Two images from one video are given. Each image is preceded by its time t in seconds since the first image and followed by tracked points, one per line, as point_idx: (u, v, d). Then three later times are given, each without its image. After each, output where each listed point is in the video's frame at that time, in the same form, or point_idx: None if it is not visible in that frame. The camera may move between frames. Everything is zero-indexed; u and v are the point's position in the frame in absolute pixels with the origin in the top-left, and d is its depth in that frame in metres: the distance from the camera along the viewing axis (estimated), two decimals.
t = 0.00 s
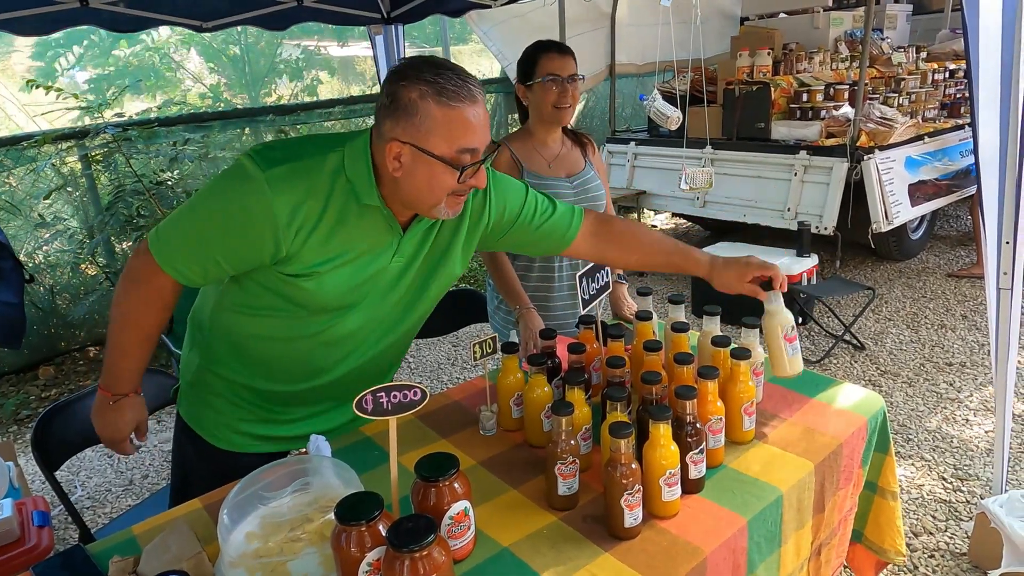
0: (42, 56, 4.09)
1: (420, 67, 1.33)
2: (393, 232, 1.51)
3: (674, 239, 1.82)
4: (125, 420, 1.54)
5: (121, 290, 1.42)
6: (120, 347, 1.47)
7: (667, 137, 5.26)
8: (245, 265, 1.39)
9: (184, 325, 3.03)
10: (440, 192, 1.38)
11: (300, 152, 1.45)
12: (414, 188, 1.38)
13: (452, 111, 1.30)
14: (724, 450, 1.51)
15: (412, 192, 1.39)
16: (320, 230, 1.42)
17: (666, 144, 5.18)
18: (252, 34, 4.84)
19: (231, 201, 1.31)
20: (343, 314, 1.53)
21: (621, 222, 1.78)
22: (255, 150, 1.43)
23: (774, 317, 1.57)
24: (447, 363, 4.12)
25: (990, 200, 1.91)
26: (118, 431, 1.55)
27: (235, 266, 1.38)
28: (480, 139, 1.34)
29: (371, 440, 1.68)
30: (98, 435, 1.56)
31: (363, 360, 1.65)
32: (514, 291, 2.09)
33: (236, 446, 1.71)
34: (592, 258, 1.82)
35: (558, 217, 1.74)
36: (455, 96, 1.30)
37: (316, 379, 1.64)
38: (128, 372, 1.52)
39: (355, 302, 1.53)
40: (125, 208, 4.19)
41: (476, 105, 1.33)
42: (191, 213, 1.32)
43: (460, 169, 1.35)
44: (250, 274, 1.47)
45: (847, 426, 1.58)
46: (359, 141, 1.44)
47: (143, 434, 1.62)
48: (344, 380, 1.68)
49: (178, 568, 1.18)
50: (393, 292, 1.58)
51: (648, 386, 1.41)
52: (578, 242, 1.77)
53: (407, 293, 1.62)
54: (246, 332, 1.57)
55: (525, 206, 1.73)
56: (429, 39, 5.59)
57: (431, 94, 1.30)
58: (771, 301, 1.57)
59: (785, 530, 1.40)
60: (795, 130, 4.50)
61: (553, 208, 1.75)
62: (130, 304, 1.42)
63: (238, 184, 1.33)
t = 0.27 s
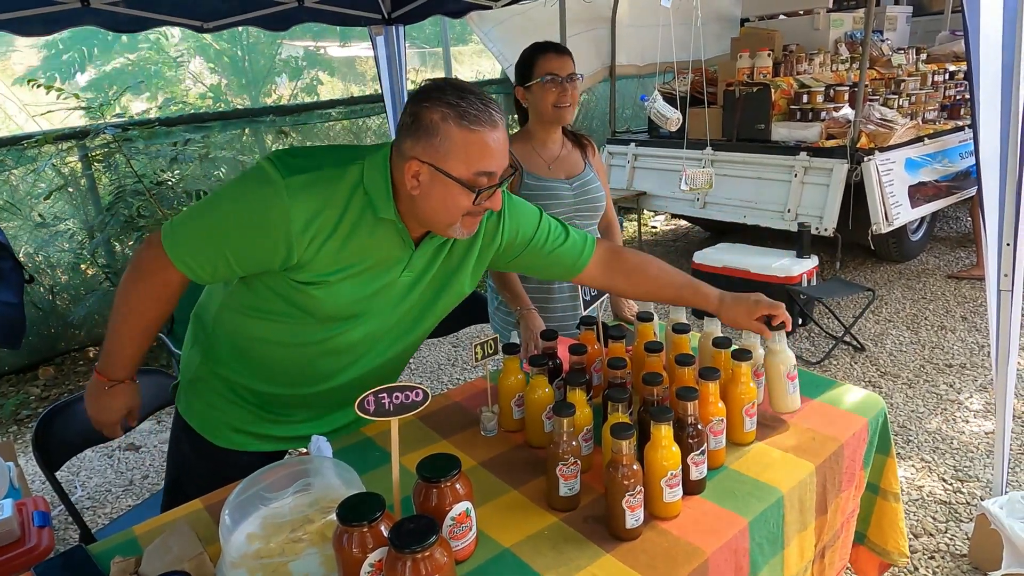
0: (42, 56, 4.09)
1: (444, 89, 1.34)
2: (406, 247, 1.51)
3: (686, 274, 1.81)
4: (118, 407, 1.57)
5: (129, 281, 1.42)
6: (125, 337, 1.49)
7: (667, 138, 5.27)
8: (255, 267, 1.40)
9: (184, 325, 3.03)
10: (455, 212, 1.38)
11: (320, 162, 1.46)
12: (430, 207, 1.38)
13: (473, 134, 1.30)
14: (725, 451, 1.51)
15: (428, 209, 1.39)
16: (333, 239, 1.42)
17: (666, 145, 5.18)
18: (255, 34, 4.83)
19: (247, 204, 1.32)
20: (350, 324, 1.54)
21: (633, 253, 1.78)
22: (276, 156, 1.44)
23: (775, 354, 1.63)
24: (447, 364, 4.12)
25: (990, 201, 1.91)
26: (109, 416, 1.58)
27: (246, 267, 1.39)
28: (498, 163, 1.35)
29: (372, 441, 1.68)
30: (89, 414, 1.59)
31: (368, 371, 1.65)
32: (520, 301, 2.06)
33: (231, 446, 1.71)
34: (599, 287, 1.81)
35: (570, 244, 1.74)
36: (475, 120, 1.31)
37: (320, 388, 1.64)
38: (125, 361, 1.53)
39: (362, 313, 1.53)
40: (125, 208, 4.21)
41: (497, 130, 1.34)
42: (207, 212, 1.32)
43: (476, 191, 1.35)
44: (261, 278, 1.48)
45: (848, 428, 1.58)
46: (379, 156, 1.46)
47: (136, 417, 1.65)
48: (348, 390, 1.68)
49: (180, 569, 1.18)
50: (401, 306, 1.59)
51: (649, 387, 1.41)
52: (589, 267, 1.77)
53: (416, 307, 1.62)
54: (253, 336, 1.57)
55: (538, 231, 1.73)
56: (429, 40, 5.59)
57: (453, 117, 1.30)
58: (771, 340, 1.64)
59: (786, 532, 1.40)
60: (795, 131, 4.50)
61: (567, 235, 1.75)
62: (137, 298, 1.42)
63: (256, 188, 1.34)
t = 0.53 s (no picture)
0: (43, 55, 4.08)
1: (442, 81, 1.36)
2: (413, 247, 1.51)
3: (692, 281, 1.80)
4: (129, 406, 1.58)
5: (138, 281, 1.43)
6: (133, 339, 1.49)
7: (668, 140, 5.27)
8: (265, 267, 1.40)
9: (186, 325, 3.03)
10: (456, 203, 1.38)
11: (330, 162, 1.47)
12: (431, 197, 1.38)
13: (468, 121, 1.31)
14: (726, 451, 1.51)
15: (431, 205, 1.39)
16: (342, 239, 1.43)
17: (667, 147, 5.19)
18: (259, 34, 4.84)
19: (258, 202, 1.32)
20: (358, 324, 1.54)
21: (641, 261, 1.77)
22: (288, 155, 1.45)
23: (782, 365, 1.60)
24: (448, 364, 4.12)
25: (992, 204, 1.91)
26: (120, 416, 1.59)
27: (255, 267, 1.39)
28: (497, 150, 1.34)
29: (374, 441, 1.68)
30: (99, 414, 1.60)
31: (374, 372, 1.66)
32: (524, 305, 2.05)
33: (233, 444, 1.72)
34: (605, 293, 1.80)
35: (576, 246, 1.74)
36: (471, 107, 1.31)
37: (325, 388, 1.65)
38: (136, 361, 1.54)
39: (370, 313, 1.53)
40: (127, 208, 4.20)
41: (495, 119, 1.34)
42: (217, 210, 1.33)
43: (473, 178, 1.35)
44: (269, 277, 1.48)
45: (849, 429, 1.58)
46: (388, 156, 1.46)
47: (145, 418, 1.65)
48: (353, 390, 1.68)
49: (182, 567, 1.18)
50: (408, 306, 1.59)
51: (651, 388, 1.41)
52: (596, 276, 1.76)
53: (424, 308, 1.62)
54: (260, 335, 1.57)
55: (546, 236, 1.73)
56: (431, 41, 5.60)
57: (448, 104, 1.32)
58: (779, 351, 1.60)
59: (788, 533, 1.41)
60: (797, 133, 4.51)
61: (575, 242, 1.75)
62: (145, 298, 1.43)
63: (268, 187, 1.34)
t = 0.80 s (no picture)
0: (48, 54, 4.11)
1: (438, 73, 1.41)
2: (417, 240, 1.53)
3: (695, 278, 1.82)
4: (146, 405, 1.59)
5: (149, 279, 1.45)
6: (145, 340, 1.51)
7: (670, 141, 5.29)
8: (271, 262, 1.42)
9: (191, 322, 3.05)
10: (451, 187, 1.39)
11: (335, 158, 1.49)
12: (428, 183, 1.41)
13: (460, 103, 1.35)
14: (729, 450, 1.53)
15: (425, 192, 1.42)
16: (347, 233, 1.45)
17: (669, 148, 5.20)
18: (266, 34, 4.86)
19: (265, 198, 1.34)
20: (364, 318, 1.55)
21: (643, 258, 1.79)
22: (293, 152, 1.47)
23: (791, 368, 1.60)
24: (450, 363, 4.14)
25: (992, 207, 1.93)
26: (139, 415, 1.60)
27: (262, 261, 1.41)
28: (490, 133, 1.37)
29: (381, 438, 1.69)
30: (117, 417, 1.61)
31: (380, 367, 1.67)
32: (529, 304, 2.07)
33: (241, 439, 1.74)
34: (608, 291, 1.82)
35: (578, 242, 1.77)
36: (463, 91, 1.37)
37: (332, 382, 1.67)
38: (150, 360, 1.56)
39: (376, 307, 1.55)
40: (132, 207, 4.22)
41: (488, 104, 1.38)
42: (225, 206, 1.35)
43: (467, 160, 1.37)
44: (276, 272, 1.50)
45: (850, 429, 1.60)
46: (390, 150, 1.49)
47: (161, 422, 1.66)
48: (359, 385, 1.70)
49: (194, 560, 1.20)
50: (413, 300, 1.60)
51: (656, 387, 1.43)
52: (599, 272, 1.79)
53: (429, 303, 1.64)
54: (267, 330, 1.59)
55: (549, 233, 1.76)
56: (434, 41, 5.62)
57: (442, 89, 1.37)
58: (790, 354, 1.61)
59: (789, 530, 1.43)
60: (798, 135, 4.53)
61: (577, 239, 1.77)
62: (155, 295, 1.45)
63: (274, 182, 1.36)
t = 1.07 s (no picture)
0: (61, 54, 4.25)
1: (441, 62, 1.44)
2: (423, 229, 1.55)
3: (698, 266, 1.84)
4: (168, 395, 1.63)
5: (165, 276, 1.47)
6: (164, 336, 1.54)
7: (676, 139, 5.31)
8: (282, 255, 1.44)
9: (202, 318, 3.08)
10: (455, 171, 1.42)
11: (342, 151, 1.51)
12: (432, 169, 1.44)
13: (462, 88, 1.39)
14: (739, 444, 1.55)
15: (428, 178, 1.45)
16: (356, 224, 1.47)
17: (676, 146, 5.21)
18: (274, 32, 4.91)
19: (275, 192, 1.36)
20: (374, 309, 1.57)
21: (647, 248, 1.81)
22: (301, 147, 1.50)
23: (802, 364, 1.62)
24: (457, 359, 4.16)
25: (1000, 204, 1.94)
26: (162, 404, 1.64)
27: (273, 255, 1.43)
28: (492, 116, 1.40)
29: (394, 431, 1.71)
30: (139, 410, 1.64)
31: (391, 357, 1.70)
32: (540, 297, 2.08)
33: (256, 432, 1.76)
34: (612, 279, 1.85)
35: (581, 231, 1.79)
36: (465, 77, 1.41)
37: (343, 373, 1.69)
38: (169, 355, 1.58)
39: (386, 298, 1.57)
40: (143, 203, 4.23)
41: (490, 89, 1.42)
42: (236, 201, 1.37)
43: (470, 143, 1.40)
44: (286, 265, 1.52)
45: (859, 424, 1.62)
46: (396, 142, 1.51)
47: (181, 414, 1.70)
48: (371, 375, 1.72)
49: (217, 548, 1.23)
50: (423, 291, 1.63)
51: (667, 381, 1.45)
52: (603, 262, 1.82)
53: (438, 293, 1.66)
54: (278, 323, 1.62)
55: (553, 222, 1.78)
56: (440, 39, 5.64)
57: (445, 77, 1.41)
58: (800, 350, 1.62)
59: (799, 523, 1.45)
60: (804, 133, 4.54)
61: (580, 228, 1.80)
62: (172, 291, 1.47)
63: (283, 177, 1.38)
